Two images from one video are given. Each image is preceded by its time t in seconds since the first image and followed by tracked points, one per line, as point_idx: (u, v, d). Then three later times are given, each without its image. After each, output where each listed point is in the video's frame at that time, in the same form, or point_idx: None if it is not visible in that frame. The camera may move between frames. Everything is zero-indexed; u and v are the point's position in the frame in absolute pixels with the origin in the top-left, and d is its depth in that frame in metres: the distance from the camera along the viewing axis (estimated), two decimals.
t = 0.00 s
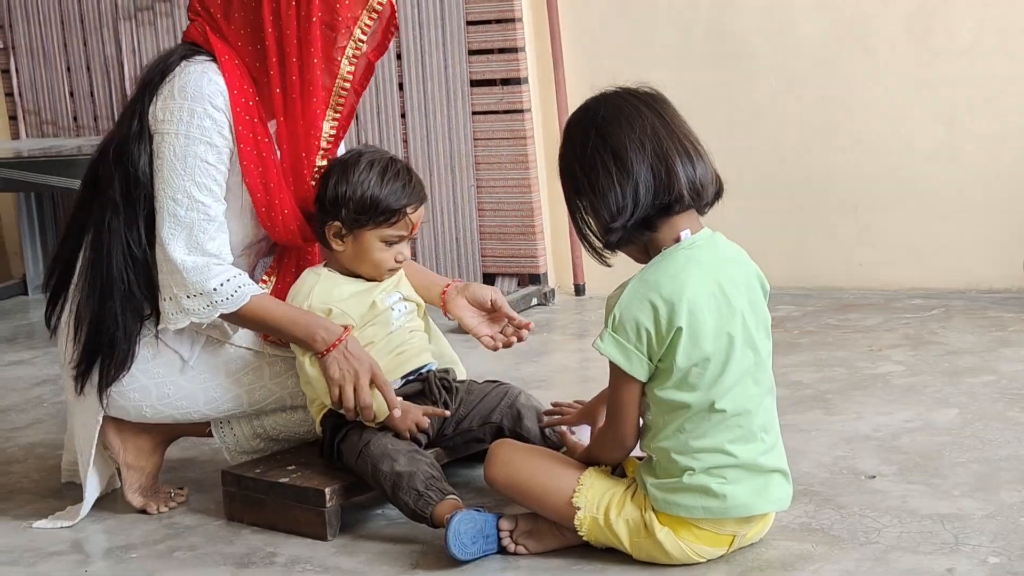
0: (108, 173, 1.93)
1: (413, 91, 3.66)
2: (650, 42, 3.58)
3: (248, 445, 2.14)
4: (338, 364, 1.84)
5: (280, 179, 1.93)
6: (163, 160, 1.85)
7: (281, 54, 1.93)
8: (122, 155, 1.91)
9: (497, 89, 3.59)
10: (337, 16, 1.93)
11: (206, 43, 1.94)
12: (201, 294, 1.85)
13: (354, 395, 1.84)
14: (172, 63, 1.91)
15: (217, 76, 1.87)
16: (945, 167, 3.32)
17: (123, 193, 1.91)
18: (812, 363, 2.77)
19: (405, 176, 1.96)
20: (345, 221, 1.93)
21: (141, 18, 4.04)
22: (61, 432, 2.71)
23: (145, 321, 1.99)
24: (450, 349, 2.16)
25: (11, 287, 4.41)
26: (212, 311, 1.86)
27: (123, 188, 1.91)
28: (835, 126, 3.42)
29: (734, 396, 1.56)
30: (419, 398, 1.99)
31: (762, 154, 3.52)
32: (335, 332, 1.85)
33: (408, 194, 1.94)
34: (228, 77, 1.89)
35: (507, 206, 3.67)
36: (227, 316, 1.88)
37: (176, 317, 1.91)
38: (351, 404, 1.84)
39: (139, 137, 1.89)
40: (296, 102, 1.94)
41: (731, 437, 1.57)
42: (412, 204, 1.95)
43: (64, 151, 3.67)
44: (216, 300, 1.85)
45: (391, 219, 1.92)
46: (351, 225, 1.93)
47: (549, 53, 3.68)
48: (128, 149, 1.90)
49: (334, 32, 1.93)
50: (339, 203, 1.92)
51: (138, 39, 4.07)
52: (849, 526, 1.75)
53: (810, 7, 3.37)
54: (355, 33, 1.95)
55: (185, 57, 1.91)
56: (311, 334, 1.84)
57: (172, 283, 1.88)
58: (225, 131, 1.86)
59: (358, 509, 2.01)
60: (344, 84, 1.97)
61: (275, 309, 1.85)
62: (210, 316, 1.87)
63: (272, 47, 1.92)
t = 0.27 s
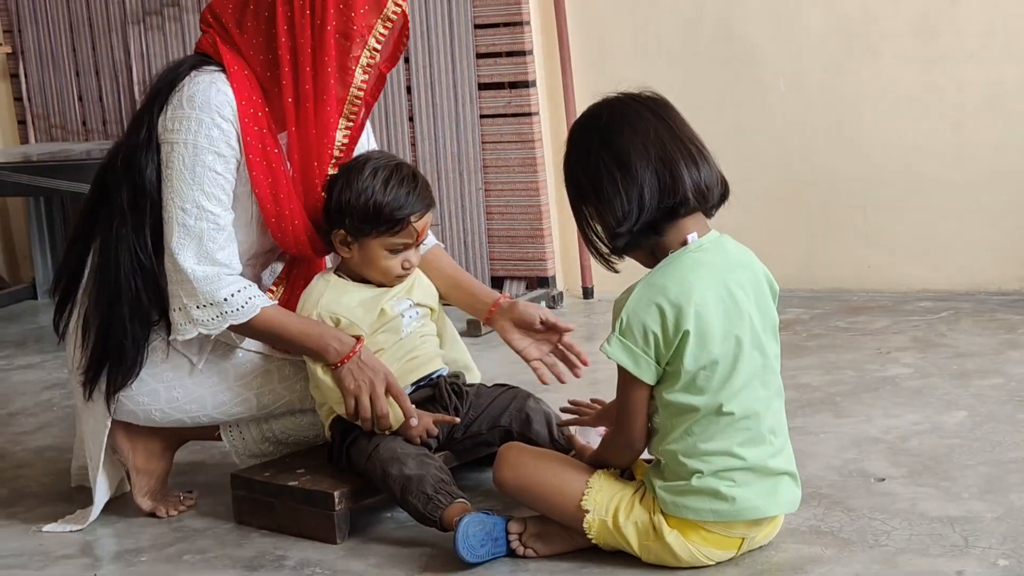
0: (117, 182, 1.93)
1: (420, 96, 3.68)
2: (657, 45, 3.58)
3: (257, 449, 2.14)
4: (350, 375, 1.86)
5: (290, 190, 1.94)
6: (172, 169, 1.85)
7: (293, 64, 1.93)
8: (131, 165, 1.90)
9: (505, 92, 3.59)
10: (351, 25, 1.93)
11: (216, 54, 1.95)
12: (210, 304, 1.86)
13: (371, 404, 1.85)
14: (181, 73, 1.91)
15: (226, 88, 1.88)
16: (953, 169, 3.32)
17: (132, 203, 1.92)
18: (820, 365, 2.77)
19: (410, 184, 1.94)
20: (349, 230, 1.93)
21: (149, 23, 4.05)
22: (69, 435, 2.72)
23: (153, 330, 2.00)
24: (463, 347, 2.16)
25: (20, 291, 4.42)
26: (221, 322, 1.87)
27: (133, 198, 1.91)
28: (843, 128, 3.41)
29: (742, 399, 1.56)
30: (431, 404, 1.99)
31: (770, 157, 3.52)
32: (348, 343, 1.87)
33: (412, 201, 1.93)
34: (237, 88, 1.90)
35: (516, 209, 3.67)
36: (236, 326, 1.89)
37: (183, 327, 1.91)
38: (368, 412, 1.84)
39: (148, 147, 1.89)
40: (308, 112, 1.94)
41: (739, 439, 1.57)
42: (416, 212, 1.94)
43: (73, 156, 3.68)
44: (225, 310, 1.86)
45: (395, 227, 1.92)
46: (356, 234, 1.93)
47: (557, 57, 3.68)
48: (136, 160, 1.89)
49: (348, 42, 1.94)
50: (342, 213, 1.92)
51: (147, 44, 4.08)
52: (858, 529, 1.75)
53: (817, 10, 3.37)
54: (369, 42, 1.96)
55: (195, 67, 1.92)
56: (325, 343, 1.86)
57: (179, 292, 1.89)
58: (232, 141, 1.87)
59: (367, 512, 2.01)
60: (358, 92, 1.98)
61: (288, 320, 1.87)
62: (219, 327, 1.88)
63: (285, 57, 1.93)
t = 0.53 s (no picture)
0: (134, 183, 1.97)
1: (429, 102, 3.65)
2: (666, 50, 3.58)
3: (267, 452, 2.14)
4: (360, 392, 1.86)
5: (306, 207, 1.95)
6: (186, 176, 1.87)
7: (315, 80, 1.95)
8: (148, 167, 1.94)
9: (513, 97, 3.61)
10: (374, 43, 1.95)
11: (240, 65, 1.97)
12: (219, 313, 1.88)
13: (381, 420, 1.86)
14: (203, 81, 1.93)
15: (245, 99, 1.90)
16: (963, 172, 3.31)
17: (146, 204, 1.94)
18: (830, 370, 2.77)
19: (421, 199, 1.89)
20: (357, 243, 1.91)
21: (159, 29, 4.07)
22: (79, 440, 2.72)
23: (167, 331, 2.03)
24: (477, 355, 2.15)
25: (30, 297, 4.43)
26: (228, 330, 1.89)
27: (146, 200, 1.94)
28: (853, 132, 3.41)
29: (751, 403, 1.56)
30: (440, 413, 2.00)
31: (779, 161, 3.51)
32: (357, 360, 1.87)
33: (423, 216, 1.88)
34: (255, 99, 1.91)
35: (525, 214, 3.68)
36: (246, 336, 1.90)
37: (190, 335, 1.93)
38: (377, 429, 1.85)
39: (165, 150, 1.92)
40: (326, 128, 1.95)
41: (748, 444, 1.56)
42: (426, 229, 1.89)
43: (83, 161, 3.69)
44: (234, 319, 1.88)
45: (401, 243, 1.88)
46: (364, 248, 1.91)
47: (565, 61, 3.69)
48: (153, 162, 1.93)
49: (370, 61, 1.95)
50: (350, 225, 1.91)
51: (156, 49, 4.10)
52: (868, 533, 1.75)
53: (826, 14, 3.36)
54: (391, 62, 1.97)
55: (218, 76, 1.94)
56: (333, 357, 1.87)
57: (189, 299, 1.91)
58: (247, 153, 1.88)
59: (376, 518, 2.01)
60: (377, 112, 1.98)
61: (299, 335, 1.88)
62: (225, 335, 1.90)
63: (308, 72, 1.94)
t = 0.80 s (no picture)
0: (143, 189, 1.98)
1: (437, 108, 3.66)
2: (672, 56, 3.58)
3: (274, 459, 2.15)
4: (366, 400, 1.88)
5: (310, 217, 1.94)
6: (194, 184, 1.88)
7: (321, 88, 1.94)
8: (157, 173, 1.95)
9: (520, 103, 3.60)
10: (379, 53, 1.93)
11: (249, 73, 1.99)
12: (224, 320, 1.89)
13: (386, 427, 1.87)
14: (213, 88, 1.94)
15: (253, 108, 1.90)
16: (970, 178, 3.31)
17: (154, 210, 1.95)
18: (836, 376, 2.76)
19: (421, 206, 1.90)
20: (359, 252, 1.92)
21: (166, 35, 4.08)
22: (86, 446, 2.73)
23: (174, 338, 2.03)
24: (483, 360, 2.15)
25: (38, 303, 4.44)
26: (232, 338, 1.90)
27: (155, 207, 1.95)
28: (859, 137, 3.41)
29: (758, 410, 1.56)
30: (445, 419, 2.01)
31: (785, 167, 3.51)
32: (362, 368, 1.89)
33: (423, 225, 1.89)
34: (263, 108, 1.91)
35: (532, 220, 3.67)
36: (251, 343, 1.92)
37: (196, 342, 1.94)
38: (384, 437, 1.86)
39: (174, 158, 1.93)
40: (329, 137, 1.94)
41: (756, 451, 1.57)
42: (427, 236, 1.90)
43: (91, 168, 3.70)
44: (239, 328, 1.89)
45: (403, 252, 1.88)
46: (366, 256, 1.91)
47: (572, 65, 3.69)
48: (162, 168, 1.94)
49: (375, 72, 1.94)
50: (351, 234, 1.91)
51: (164, 56, 4.11)
52: (875, 540, 1.75)
53: (832, 20, 3.36)
54: (396, 72, 1.96)
55: (229, 83, 1.95)
56: (338, 365, 1.89)
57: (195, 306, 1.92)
58: (255, 161, 1.89)
59: (383, 523, 2.01)
60: (378, 122, 1.96)
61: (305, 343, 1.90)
62: (230, 343, 1.90)
63: (314, 80, 1.94)
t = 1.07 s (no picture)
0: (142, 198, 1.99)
1: (444, 118, 3.69)
2: (679, 64, 3.58)
3: (280, 467, 2.15)
4: (373, 406, 1.86)
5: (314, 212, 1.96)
6: (191, 191, 1.88)
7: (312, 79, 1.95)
8: (154, 181, 1.96)
9: (526, 111, 3.62)
10: (367, 39, 1.94)
11: (237, 72, 1.98)
12: (229, 326, 1.88)
13: (394, 434, 1.86)
14: (202, 91, 1.95)
15: (243, 109, 1.90)
16: (976, 187, 3.31)
17: (154, 217, 1.96)
18: (842, 385, 2.76)
19: (438, 203, 1.94)
20: (379, 255, 1.92)
21: (173, 44, 4.10)
22: (92, 454, 2.73)
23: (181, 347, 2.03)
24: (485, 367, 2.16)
25: (44, 311, 4.44)
26: (238, 343, 1.89)
27: (154, 214, 1.96)
28: (865, 145, 3.41)
29: (763, 419, 1.56)
30: (451, 427, 2.02)
31: (791, 175, 3.51)
32: (371, 373, 1.87)
33: (442, 221, 1.93)
34: (256, 108, 1.92)
35: (537, 228, 3.68)
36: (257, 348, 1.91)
37: (201, 347, 1.94)
38: (391, 442, 1.85)
39: (169, 164, 1.93)
40: (326, 126, 1.96)
41: (761, 460, 1.57)
42: (445, 232, 1.94)
43: (97, 177, 3.71)
44: (244, 332, 1.88)
45: (427, 249, 1.91)
46: (386, 258, 1.93)
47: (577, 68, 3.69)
48: (159, 176, 1.95)
49: (365, 56, 1.95)
50: (371, 238, 1.92)
51: (171, 64, 4.13)
52: (881, 549, 1.75)
53: (837, 28, 3.37)
54: (386, 54, 1.97)
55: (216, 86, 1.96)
56: (348, 372, 1.87)
57: (199, 313, 1.91)
58: (250, 161, 1.89)
59: (388, 532, 2.01)
60: (374, 104, 1.99)
61: (314, 348, 1.88)
62: (236, 348, 1.90)
63: (304, 71, 1.94)
